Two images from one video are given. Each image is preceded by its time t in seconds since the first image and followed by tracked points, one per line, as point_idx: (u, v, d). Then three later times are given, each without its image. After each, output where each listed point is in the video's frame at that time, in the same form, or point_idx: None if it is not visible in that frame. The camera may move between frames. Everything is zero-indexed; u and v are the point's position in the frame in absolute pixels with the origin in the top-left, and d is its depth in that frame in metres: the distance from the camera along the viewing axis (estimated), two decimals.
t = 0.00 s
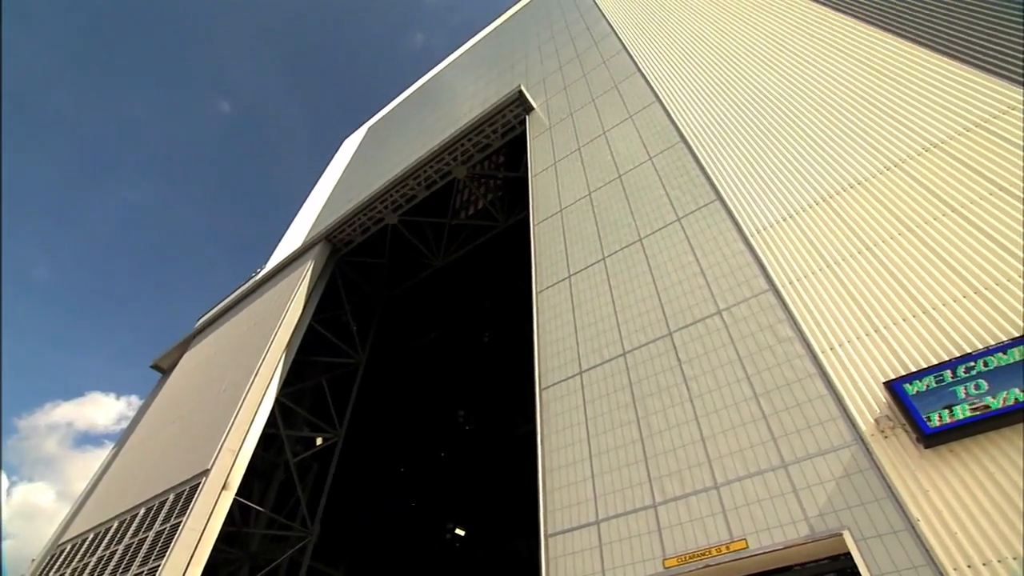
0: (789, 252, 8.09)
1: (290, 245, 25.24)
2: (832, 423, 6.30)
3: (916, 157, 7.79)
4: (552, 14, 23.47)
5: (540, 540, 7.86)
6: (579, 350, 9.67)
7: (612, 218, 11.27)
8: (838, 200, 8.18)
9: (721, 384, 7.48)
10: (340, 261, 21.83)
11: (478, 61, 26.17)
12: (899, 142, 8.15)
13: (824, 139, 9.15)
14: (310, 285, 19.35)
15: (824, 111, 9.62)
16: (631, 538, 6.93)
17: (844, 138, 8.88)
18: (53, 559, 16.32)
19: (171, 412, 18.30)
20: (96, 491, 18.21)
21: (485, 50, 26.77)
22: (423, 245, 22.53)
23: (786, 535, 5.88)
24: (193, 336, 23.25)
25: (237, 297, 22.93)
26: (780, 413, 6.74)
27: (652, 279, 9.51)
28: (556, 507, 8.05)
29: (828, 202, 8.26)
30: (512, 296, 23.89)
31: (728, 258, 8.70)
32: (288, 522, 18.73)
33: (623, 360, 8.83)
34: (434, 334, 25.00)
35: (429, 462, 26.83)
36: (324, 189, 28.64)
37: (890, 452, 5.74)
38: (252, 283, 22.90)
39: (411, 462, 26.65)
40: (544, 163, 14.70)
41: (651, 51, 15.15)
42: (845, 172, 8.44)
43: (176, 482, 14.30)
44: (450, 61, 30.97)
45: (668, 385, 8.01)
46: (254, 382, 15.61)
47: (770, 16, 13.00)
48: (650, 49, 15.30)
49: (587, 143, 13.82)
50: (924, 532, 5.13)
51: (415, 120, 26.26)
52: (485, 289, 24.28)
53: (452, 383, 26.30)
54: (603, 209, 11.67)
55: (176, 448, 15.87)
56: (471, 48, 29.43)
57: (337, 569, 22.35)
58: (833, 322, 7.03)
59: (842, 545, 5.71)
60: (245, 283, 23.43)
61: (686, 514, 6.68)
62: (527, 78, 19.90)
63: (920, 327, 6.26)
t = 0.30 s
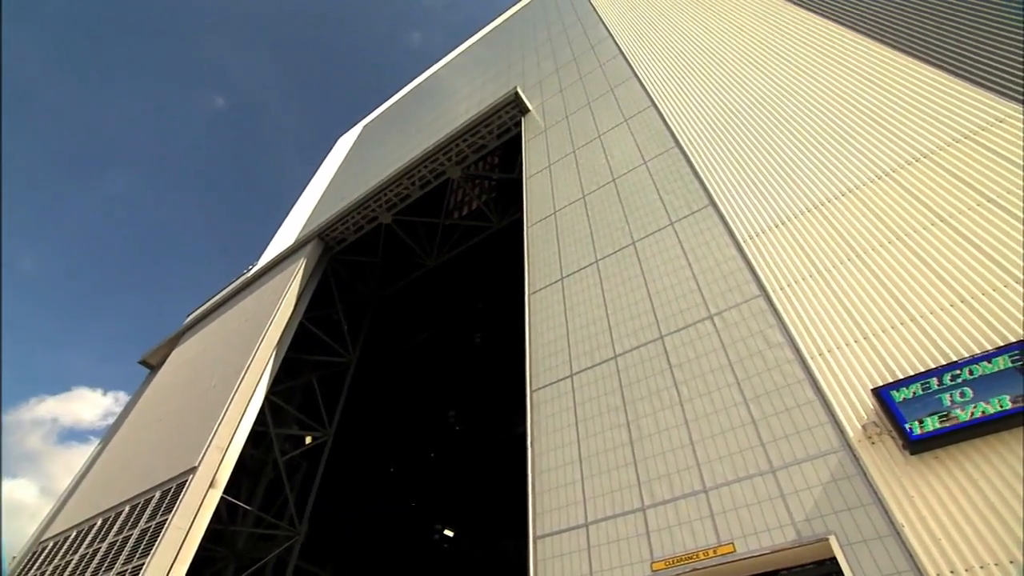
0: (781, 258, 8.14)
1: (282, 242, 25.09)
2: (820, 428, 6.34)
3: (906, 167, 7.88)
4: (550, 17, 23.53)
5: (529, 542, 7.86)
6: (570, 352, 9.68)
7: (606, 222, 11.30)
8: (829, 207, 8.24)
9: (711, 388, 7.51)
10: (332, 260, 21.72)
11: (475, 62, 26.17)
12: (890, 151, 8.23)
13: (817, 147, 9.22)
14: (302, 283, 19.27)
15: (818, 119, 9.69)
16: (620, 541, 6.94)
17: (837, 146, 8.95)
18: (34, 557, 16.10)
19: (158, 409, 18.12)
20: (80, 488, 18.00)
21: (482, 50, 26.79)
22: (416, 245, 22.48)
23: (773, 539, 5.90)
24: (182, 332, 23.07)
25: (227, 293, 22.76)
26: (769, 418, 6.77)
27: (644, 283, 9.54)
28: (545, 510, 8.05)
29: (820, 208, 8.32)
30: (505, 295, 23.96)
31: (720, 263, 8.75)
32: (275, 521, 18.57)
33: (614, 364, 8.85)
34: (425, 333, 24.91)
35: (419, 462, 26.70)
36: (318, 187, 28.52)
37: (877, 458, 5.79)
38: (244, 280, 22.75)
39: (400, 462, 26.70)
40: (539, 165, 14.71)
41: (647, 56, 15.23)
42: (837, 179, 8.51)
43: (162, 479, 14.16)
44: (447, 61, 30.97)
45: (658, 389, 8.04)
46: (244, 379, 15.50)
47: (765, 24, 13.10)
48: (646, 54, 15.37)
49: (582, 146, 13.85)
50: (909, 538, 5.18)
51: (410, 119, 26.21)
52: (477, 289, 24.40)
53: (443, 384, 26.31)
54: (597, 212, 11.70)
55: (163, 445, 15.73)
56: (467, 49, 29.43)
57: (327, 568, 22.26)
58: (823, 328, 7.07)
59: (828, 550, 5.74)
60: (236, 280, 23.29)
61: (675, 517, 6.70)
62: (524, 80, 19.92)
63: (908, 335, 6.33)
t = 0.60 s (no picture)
0: (774, 264, 8.19)
1: (275, 240, 24.97)
2: (809, 434, 6.37)
3: (898, 176, 7.94)
4: (548, 20, 23.58)
5: (519, 544, 7.85)
6: (562, 355, 9.69)
7: (600, 225, 11.33)
8: (822, 215, 8.29)
9: (702, 393, 7.54)
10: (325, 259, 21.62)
11: (472, 63, 26.18)
12: (882, 160, 8.30)
13: (810, 155, 9.28)
14: (295, 281, 19.19)
15: (812, 127, 9.76)
16: (609, 544, 6.95)
17: (830, 154, 9.01)
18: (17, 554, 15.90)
19: (146, 406, 17.95)
20: (65, 485, 17.79)
21: (479, 52, 26.81)
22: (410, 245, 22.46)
23: (761, 544, 5.93)
24: (172, 329, 22.88)
25: (219, 291, 22.61)
26: (759, 423, 6.80)
27: (637, 287, 9.56)
28: (534, 512, 8.05)
29: (813, 215, 8.37)
30: (499, 299, 24.17)
31: (713, 269, 8.79)
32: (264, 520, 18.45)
33: (606, 367, 8.86)
34: (418, 334, 24.83)
35: (409, 463, 26.45)
36: (312, 185, 28.40)
37: (865, 464, 5.83)
38: (236, 277, 22.61)
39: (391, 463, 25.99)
40: (534, 167, 14.74)
41: (644, 61, 15.32)
42: (830, 187, 8.56)
43: (149, 477, 14.03)
44: (444, 62, 30.96)
45: (649, 393, 8.06)
46: (234, 378, 15.40)
47: (761, 32, 13.20)
48: (642, 59, 15.45)
49: (577, 149, 13.89)
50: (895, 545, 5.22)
51: (406, 119, 26.17)
52: (471, 291, 24.35)
53: (434, 385, 26.20)
54: (591, 215, 11.73)
55: (151, 442, 15.59)
56: (464, 50, 29.45)
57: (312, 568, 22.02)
58: (814, 335, 7.11)
59: (815, 555, 5.77)
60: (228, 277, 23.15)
61: (664, 521, 6.71)
62: (520, 82, 19.95)
63: (898, 342, 6.38)
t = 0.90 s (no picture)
0: (766, 270, 8.24)
1: (268, 237, 24.83)
2: (799, 439, 6.40)
3: (889, 184, 8.01)
4: (545, 22, 23.63)
5: (508, 546, 7.83)
6: (554, 357, 9.70)
7: (594, 228, 11.35)
8: (814, 221, 8.35)
9: (693, 397, 7.57)
10: (318, 257, 21.52)
11: (469, 64, 26.19)
12: (874, 168, 8.36)
13: (803, 161, 9.35)
14: (287, 279, 19.10)
15: (805, 134, 9.84)
16: (598, 546, 6.95)
17: (823, 162, 9.08)
18: None
19: (134, 403, 17.79)
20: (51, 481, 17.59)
21: (476, 53, 26.83)
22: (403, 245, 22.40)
23: (749, 548, 5.95)
24: (162, 325, 22.70)
25: (210, 288, 22.46)
26: (749, 427, 6.84)
27: (630, 290, 9.59)
28: (524, 514, 8.04)
29: (805, 221, 8.43)
30: (492, 300, 24.12)
31: (706, 273, 8.83)
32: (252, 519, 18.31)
33: (598, 370, 8.88)
34: (409, 333, 24.73)
35: (400, 463, 26.31)
36: (306, 183, 28.28)
37: (853, 470, 5.88)
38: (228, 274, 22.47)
39: (381, 463, 25.90)
40: (529, 169, 14.75)
41: (640, 65, 15.40)
42: (822, 194, 8.63)
43: (135, 475, 13.89)
44: (441, 62, 30.95)
45: (641, 396, 8.08)
46: (225, 375, 15.31)
47: (757, 39, 13.29)
48: (639, 63, 15.50)
49: (572, 151, 13.92)
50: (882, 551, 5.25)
51: (402, 119, 26.13)
52: (464, 292, 24.39)
53: (426, 385, 26.11)
54: (585, 218, 11.75)
55: (138, 439, 15.46)
56: (461, 51, 29.46)
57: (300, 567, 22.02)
58: (805, 340, 7.16)
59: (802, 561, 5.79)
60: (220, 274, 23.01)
61: (653, 524, 6.72)
62: (517, 84, 19.97)
63: (887, 349, 6.44)
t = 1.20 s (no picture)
0: (755, 275, 8.30)
1: (258, 232, 24.64)
2: (785, 443, 6.44)
3: (878, 193, 8.09)
4: (542, 23, 23.68)
5: (494, 546, 7.82)
6: (544, 358, 9.71)
7: (586, 230, 11.38)
8: (804, 227, 8.42)
9: (681, 400, 7.61)
10: (309, 253, 21.39)
11: (465, 63, 26.18)
12: (864, 176, 8.44)
13: (795, 168, 9.42)
14: (277, 274, 18.98)
15: (797, 141, 9.91)
16: (585, 547, 6.96)
17: (814, 169, 9.15)
18: None
19: (119, 396, 17.59)
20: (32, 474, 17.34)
21: (472, 52, 26.82)
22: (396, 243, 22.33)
23: (734, 551, 5.98)
24: (149, 318, 22.46)
25: (199, 282, 22.24)
26: (736, 431, 6.88)
27: (620, 292, 9.63)
28: (511, 514, 8.04)
29: (795, 228, 8.51)
30: (482, 300, 24.32)
31: (696, 277, 8.88)
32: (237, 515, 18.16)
33: (587, 371, 8.90)
34: (399, 332, 24.73)
35: (387, 461, 26.11)
36: (298, 178, 28.12)
37: (837, 475, 5.93)
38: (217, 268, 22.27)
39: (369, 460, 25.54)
40: (523, 169, 14.76)
41: (635, 68, 15.47)
42: (812, 200, 8.71)
43: (119, 469, 13.74)
44: (436, 60, 30.91)
45: (629, 398, 8.10)
46: (212, 370, 15.18)
47: (751, 46, 13.39)
48: (634, 67, 15.57)
49: (566, 153, 13.95)
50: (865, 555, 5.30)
51: (396, 116, 26.06)
52: (456, 290, 24.32)
53: (415, 383, 26.02)
54: (578, 220, 11.77)
55: (122, 433, 15.28)
56: (457, 49, 29.44)
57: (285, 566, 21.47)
58: (792, 345, 7.22)
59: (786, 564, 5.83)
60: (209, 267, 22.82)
61: (639, 526, 6.75)
62: (513, 84, 19.98)
63: (874, 355, 6.51)
